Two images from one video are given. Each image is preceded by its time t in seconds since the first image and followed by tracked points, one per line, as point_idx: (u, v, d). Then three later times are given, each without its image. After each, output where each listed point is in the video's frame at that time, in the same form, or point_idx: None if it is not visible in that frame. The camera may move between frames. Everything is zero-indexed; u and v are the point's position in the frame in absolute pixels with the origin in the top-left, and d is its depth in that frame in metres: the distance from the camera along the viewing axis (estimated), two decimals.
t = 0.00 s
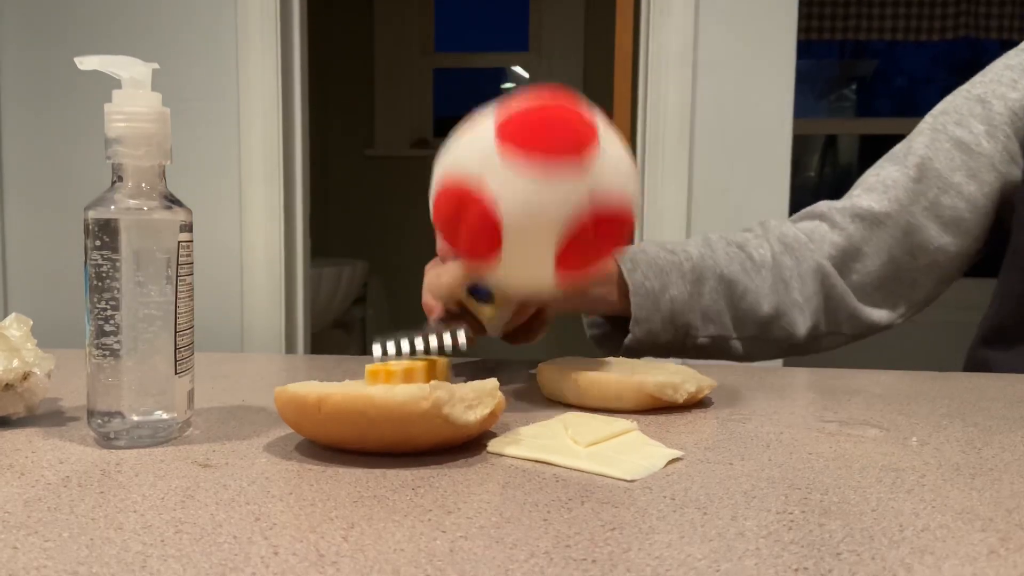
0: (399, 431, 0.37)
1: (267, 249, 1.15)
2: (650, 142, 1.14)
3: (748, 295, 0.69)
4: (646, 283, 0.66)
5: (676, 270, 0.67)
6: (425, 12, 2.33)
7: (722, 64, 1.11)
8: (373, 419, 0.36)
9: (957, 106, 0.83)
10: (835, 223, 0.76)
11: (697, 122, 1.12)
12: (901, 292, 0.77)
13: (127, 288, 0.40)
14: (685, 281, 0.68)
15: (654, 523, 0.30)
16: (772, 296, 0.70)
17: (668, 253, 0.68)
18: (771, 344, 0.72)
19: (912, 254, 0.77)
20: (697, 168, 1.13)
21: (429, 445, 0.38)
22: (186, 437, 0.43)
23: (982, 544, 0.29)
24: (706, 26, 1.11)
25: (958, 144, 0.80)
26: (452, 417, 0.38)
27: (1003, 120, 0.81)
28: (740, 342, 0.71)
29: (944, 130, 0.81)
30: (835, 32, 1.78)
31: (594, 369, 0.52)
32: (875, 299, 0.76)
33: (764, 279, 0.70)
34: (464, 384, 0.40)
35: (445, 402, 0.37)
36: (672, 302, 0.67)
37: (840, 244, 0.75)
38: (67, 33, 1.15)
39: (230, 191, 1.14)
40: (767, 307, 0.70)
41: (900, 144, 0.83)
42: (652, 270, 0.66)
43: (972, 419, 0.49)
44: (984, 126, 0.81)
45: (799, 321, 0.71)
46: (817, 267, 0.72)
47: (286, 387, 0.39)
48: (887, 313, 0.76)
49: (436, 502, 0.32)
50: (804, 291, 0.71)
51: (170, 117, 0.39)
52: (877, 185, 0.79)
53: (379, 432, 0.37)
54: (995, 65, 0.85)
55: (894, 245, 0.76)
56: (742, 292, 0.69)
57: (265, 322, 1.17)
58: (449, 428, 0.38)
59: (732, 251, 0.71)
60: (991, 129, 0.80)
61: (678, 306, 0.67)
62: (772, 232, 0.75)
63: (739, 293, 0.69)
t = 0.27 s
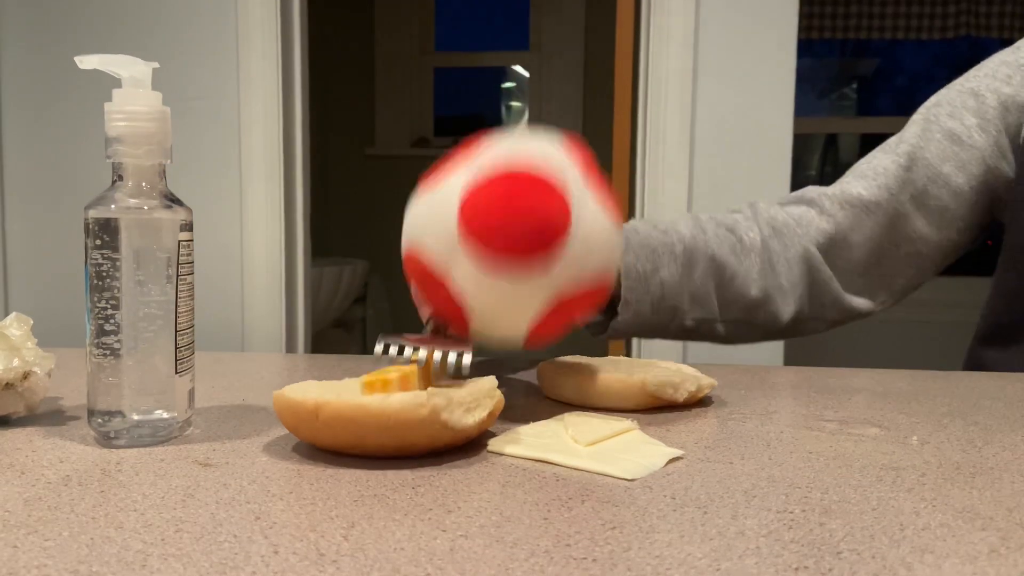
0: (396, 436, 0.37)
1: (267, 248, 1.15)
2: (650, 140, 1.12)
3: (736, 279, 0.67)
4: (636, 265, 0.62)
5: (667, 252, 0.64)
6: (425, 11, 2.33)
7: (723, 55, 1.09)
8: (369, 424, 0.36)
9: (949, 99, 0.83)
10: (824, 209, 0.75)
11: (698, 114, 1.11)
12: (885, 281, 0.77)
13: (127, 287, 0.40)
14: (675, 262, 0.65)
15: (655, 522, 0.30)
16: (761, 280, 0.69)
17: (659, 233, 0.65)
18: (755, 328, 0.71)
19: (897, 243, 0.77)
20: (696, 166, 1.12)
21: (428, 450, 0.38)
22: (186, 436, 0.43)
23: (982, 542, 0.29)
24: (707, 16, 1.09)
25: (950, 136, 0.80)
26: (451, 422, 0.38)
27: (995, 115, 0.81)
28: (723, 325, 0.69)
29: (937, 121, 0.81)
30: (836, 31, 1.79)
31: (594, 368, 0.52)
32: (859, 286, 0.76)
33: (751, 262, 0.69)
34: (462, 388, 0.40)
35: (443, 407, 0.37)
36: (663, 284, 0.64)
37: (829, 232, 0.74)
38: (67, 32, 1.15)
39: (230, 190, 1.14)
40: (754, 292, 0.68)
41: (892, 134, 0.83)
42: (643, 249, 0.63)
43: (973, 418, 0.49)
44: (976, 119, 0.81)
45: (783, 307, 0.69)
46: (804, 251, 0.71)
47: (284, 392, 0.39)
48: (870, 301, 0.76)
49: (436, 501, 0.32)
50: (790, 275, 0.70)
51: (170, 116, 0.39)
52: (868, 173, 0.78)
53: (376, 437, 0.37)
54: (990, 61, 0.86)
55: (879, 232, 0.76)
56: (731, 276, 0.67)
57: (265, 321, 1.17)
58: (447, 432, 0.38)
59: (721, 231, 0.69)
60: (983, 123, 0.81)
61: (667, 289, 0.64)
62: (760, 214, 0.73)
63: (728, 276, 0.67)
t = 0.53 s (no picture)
0: (396, 438, 0.37)
1: (268, 247, 1.15)
2: (652, 140, 1.17)
3: (729, 266, 0.67)
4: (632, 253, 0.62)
5: (660, 240, 0.64)
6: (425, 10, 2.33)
7: (720, 68, 1.15)
8: (370, 421, 0.36)
9: (946, 91, 0.83)
10: (815, 198, 0.75)
11: (698, 123, 1.16)
12: (871, 271, 0.77)
13: (128, 287, 0.40)
14: (669, 251, 0.64)
15: (655, 521, 0.30)
16: (751, 267, 0.69)
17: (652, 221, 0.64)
18: (745, 317, 0.71)
19: (886, 232, 0.77)
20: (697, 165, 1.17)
21: (428, 450, 0.38)
22: (187, 435, 0.43)
23: (983, 541, 0.29)
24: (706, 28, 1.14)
25: (945, 128, 0.80)
26: (451, 424, 0.38)
27: (989, 109, 0.81)
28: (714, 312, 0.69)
29: (933, 113, 0.81)
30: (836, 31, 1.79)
31: (595, 368, 0.52)
32: (847, 276, 0.76)
33: (740, 250, 0.69)
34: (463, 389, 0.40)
35: (443, 409, 0.37)
36: (656, 273, 0.63)
37: (818, 221, 0.74)
38: (67, 32, 1.15)
39: (231, 189, 1.14)
40: (744, 279, 0.68)
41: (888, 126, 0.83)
42: (637, 238, 0.62)
43: (973, 417, 0.49)
44: (972, 113, 0.81)
45: (774, 294, 0.70)
46: (795, 240, 0.72)
47: (285, 390, 0.39)
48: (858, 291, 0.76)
49: (436, 501, 0.32)
50: (780, 263, 0.71)
51: (170, 116, 0.39)
52: (862, 163, 0.78)
53: (376, 435, 0.37)
54: (988, 57, 0.86)
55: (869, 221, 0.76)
56: (723, 263, 0.67)
57: (266, 320, 1.17)
58: (447, 433, 0.37)
59: (712, 218, 0.69)
60: (978, 117, 0.81)
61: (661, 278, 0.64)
62: (751, 200, 0.74)
63: (721, 264, 0.67)
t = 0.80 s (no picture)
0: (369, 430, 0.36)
1: (269, 247, 1.15)
2: (652, 139, 1.18)
3: (745, 287, 0.70)
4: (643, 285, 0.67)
5: (671, 269, 0.68)
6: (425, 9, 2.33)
7: (722, 69, 1.15)
8: (342, 416, 0.36)
9: (950, 90, 0.84)
10: (830, 210, 0.76)
11: (699, 121, 1.16)
12: (899, 278, 0.77)
13: (129, 286, 0.40)
14: (682, 280, 0.68)
15: (655, 520, 0.30)
16: (770, 286, 0.71)
17: (663, 253, 0.69)
18: (772, 337, 0.73)
19: (911, 237, 0.76)
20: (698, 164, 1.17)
21: (407, 445, 0.38)
22: (187, 434, 0.43)
23: (983, 540, 0.29)
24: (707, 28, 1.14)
25: (953, 126, 0.80)
26: (424, 416, 0.37)
27: (997, 104, 0.82)
28: (739, 338, 0.72)
29: (939, 112, 0.81)
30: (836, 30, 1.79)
31: (595, 367, 0.52)
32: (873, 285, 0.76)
33: (759, 270, 0.71)
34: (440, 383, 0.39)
35: (414, 401, 0.37)
36: (669, 301, 0.68)
37: (838, 233, 0.74)
38: (67, 31, 1.15)
39: (231, 188, 1.14)
40: (764, 300, 0.70)
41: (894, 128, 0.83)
42: (644, 270, 0.68)
43: (974, 416, 0.49)
44: (979, 108, 0.81)
45: (798, 313, 0.71)
46: (816, 254, 0.72)
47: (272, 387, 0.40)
48: (885, 299, 0.76)
49: (436, 500, 0.32)
50: (802, 280, 0.72)
51: (171, 115, 0.39)
52: (875, 170, 0.78)
53: (350, 430, 0.37)
54: (989, 50, 0.87)
55: (893, 231, 0.76)
56: (740, 285, 0.70)
57: (267, 319, 1.17)
58: (421, 427, 0.37)
59: (725, 243, 0.72)
60: (986, 112, 0.81)
61: (675, 308, 0.68)
62: (764, 221, 0.75)
63: (737, 286, 0.70)
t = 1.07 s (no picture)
0: (371, 428, 0.36)
1: (269, 245, 1.15)
2: (653, 141, 1.17)
3: (735, 277, 0.70)
4: (629, 269, 0.67)
5: (660, 255, 0.68)
6: (426, 8, 2.33)
7: (723, 69, 1.15)
8: (343, 418, 0.36)
9: (953, 83, 0.83)
10: (824, 199, 0.75)
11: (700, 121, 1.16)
12: (887, 269, 0.77)
13: (129, 286, 0.40)
14: (669, 267, 0.68)
15: (655, 519, 0.30)
16: (760, 277, 0.71)
17: (652, 237, 0.69)
18: (762, 327, 0.73)
19: (900, 225, 0.77)
20: (699, 166, 1.17)
21: (408, 443, 0.38)
22: (187, 433, 0.43)
23: (984, 539, 0.28)
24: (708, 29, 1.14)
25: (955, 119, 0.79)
26: (426, 414, 0.37)
27: (998, 100, 0.81)
28: (727, 326, 0.71)
29: (941, 105, 0.80)
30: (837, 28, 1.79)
31: (596, 365, 0.52)
32: (863, 274, 0.76)
33: (750, 261, 0.71)
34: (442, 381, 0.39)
35: (417, 398, 0.37)
36: (656, 289, 0.67)
37: (830, 223, 0.74)
38: (68, 30, 1.15)
39: (231, 187, 1.14)
40: (755, 290, 0.71)
41: (896, 120, 0.82)
42: (633, 255, 0.68)
43: (975, 415, 0.49)
44: (981, 103, 0.81)
45: (788, 301, 0.71)
46: (806, 242, 0.73)
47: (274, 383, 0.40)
48: (873, 289, 0.76)
49: (436, 498, 0.32)
50: (795, 270, 0.72)
51: (171, 114, 0.39)
52: (872, 158, 0.78)
53: (351, 432, 0.37)
54: (992, 46, 0.85)
55: (882, 220, 0.76)
56: (729, 274, 0.70)
57: (267, 319, 1.17)
58: (423, 425, 0.37)
59: (717, 231, 0.72)
60: (987, 107, 0.80)
61: (662, 293, 0.68)
62: (759, 210, 0.75)
63: (726, 275, 0.70)
